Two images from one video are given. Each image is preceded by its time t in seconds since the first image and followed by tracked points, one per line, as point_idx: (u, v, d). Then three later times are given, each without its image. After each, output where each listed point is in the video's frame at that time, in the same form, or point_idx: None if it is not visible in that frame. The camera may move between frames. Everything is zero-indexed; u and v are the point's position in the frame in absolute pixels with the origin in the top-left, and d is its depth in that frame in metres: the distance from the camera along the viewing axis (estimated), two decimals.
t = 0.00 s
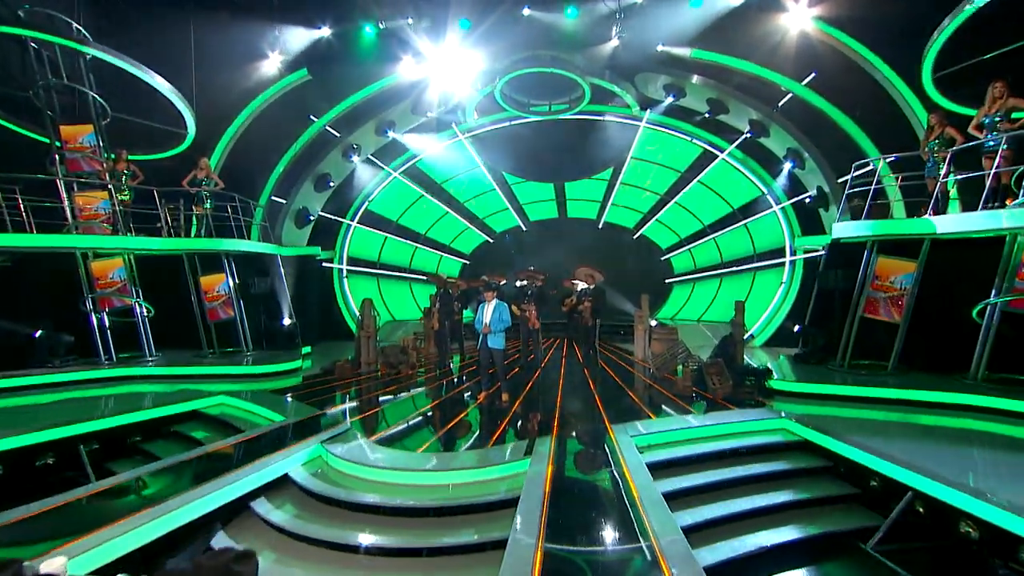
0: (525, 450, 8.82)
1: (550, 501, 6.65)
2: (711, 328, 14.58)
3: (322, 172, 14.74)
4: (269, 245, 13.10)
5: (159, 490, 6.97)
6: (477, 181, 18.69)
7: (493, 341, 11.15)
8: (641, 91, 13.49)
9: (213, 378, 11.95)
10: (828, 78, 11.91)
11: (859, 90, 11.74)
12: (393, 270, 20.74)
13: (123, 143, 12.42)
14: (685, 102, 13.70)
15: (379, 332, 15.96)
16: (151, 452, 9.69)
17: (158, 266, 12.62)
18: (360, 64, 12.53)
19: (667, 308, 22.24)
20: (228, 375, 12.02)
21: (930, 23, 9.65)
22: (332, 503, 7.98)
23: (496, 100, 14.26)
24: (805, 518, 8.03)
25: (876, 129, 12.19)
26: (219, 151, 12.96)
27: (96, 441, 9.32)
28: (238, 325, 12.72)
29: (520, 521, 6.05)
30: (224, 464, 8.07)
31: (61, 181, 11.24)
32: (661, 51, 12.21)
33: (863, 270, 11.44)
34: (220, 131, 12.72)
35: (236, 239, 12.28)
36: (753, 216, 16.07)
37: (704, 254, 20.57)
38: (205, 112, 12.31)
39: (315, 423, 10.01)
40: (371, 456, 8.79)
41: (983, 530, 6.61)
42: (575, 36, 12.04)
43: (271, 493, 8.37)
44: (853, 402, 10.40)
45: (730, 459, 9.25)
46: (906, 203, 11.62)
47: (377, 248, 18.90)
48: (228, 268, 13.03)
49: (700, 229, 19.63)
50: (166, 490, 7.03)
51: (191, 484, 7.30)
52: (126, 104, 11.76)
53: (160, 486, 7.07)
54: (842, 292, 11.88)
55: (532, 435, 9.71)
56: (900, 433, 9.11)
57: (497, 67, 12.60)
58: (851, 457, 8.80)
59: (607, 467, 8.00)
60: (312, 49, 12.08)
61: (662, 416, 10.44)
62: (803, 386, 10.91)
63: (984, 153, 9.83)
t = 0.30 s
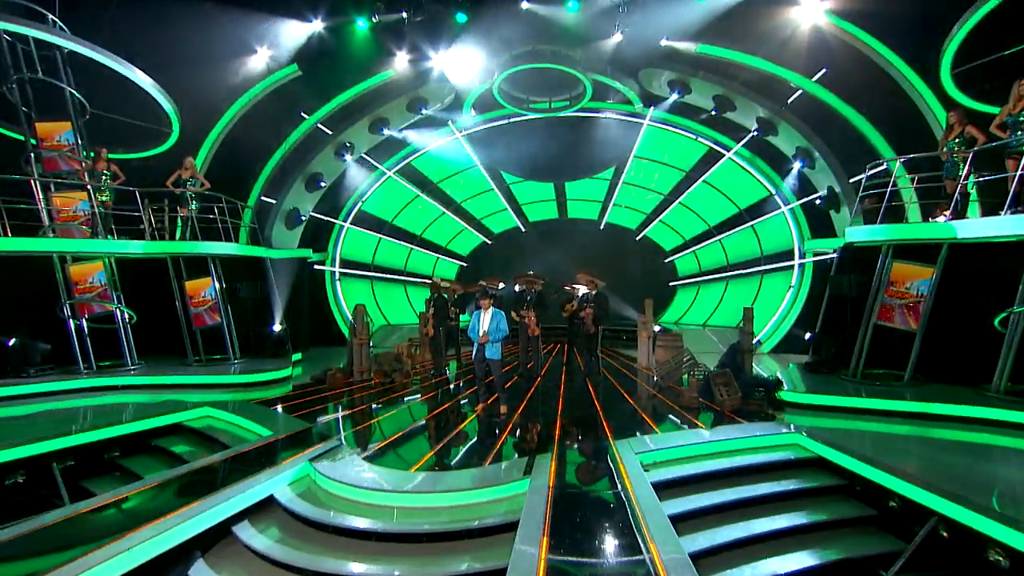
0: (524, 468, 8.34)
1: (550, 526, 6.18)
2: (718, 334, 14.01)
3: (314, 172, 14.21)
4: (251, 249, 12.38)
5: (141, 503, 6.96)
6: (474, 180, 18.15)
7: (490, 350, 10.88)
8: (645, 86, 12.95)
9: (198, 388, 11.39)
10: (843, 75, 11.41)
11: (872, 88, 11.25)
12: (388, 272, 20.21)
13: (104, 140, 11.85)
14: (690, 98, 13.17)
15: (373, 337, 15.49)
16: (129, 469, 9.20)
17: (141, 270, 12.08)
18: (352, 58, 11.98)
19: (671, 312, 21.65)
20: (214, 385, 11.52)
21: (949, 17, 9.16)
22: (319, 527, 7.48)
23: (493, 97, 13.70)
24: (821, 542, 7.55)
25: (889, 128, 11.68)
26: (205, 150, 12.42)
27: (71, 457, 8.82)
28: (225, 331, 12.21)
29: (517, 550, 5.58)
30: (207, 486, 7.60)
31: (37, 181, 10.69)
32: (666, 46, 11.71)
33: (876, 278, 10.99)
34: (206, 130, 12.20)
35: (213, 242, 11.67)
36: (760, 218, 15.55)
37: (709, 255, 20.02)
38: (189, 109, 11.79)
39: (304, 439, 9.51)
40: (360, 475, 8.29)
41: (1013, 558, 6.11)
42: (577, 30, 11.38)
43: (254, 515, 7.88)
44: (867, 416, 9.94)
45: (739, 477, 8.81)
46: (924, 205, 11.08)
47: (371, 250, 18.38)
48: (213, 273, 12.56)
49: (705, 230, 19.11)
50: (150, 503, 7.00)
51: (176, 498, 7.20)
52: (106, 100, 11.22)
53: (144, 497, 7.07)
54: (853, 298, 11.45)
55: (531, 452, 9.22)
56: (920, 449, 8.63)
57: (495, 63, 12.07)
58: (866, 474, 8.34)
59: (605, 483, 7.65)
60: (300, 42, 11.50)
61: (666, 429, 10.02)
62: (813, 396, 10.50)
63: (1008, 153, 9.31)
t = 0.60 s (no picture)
0: (523, 488, 7.83)
1: (550, 558, 5.69)
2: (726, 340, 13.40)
3: (303, 169, 13.67)
4: (235, 250, 11.71)
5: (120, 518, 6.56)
6: (470, 178, 17.51)
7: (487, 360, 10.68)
8: (648, 81, 12.41)
9: (181, 397, 10.94)
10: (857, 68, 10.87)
11: (888, 82, 10.73)
12: (382, 273, 19.59)
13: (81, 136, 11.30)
14: (695, 93, 12.60)
15: (366, 341, 14.94)
16: (103, 485, 8.68)
17: (120, 273, 11.51)
18: (342, 48, 11.42)
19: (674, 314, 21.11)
20: (197, 394, 11.03)
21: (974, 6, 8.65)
22: (304, 553, 6.96)
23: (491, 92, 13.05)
24: (839, 566, 7.06)
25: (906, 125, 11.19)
26: (188, 147, 11.87)
27: (40, 473, 8.33)
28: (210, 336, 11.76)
29: None
30: (184, 508, 7.08)
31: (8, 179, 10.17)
32: (669, 37, 11.09)
33: (893, 282, 10.49)
34: (189, 126, 11.65)
35: (196, 243, 11.14)
36: (768, 217, 15.01)
37: (715, 255, 19.53)
38: (171, 103, 11.24)
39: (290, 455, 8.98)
40: (350, 494, 7.80)
41: None
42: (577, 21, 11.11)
43: (234, 539, 7.35)
44: (884, 428, 9.54)
45: (750, 495, 8.35)
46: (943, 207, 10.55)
47: (364, 251, 17.80)
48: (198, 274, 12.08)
49: (712, 230, 18.61)
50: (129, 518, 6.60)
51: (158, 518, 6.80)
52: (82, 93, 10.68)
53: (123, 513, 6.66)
54: (868, 301, 11.01)
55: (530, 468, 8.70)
56: (943, 466, 8.14)
57: (494, 55, 11.47)
58: (887, 494, 7.88)
59: (609, 500, 7.30)
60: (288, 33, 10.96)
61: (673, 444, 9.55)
62: (824, 406, 10.12)
63: None
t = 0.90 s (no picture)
0: (523, 506, 7.28)
1: None
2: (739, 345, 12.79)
3: (291, 163, 13.05)
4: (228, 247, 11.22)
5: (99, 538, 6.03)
6: (467, 172, 16.79)
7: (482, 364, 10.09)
8: (654, 70, 11.70)
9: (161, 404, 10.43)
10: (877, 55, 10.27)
11: (910, 72, 10.11)
12: (376, 271, 18.99)
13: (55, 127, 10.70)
14: (704, 82, 11.91)
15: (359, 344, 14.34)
16: (76, 499, 8.16)
17: (97, 273, 10.93)
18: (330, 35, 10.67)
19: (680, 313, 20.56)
20: (179, 400, 10.53)
21: None
22: None
23: (489, 81, 12.39)
24: None
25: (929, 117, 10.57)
26: (170, 138, 11.23)
27: (7, 487, 7.85)
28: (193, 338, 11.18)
29: None
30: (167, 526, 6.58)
31: None
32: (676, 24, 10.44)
33: (915, 282, 9.96)
34: (170, 117, 11.03)
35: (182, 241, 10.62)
36: (779, 212, 14.41)
37: (722, 252, 18.97)
38: (150, 93, 10.61)
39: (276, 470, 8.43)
40: (340, 512, 7.26)
41: None
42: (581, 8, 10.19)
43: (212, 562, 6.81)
44: (906, 437, 9.13)
45: (763, 511, 7.90)
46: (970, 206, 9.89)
47: (356, 247, 17.13)
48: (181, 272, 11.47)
49: (719, 226, 18.02)
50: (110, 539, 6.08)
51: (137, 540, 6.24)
52: (54, 82, 10.07)
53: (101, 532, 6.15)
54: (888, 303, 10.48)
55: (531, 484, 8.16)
56: (973, 483, 7.60)
57: (492, 43, 10.75)
58: (912, 512, 7.37)
59: (614, 508, 7.06)
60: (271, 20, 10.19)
61: (683, 458, 9.01)
62: (847, 416, 9.62)
63: None
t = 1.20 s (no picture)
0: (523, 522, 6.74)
1: None
2: (748, 344, 12.43)
3: (279, 151, 12.05)
4: (212, 241, 10.58)
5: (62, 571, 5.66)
6: (462, 164, 15.91)
7: (479, 365, 9.50)
8: (661, 53, 10.94)
9: (139, 406, 9.93)
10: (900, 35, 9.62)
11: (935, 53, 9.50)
12: (371, 265, 18.37)
13: (23, 113, 10.06)
14: (712, 67, 11.13)
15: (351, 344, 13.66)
16: (42, 512, 7.60)
17: (72, 267, 10.53)
18: (315, 14, 9.88)
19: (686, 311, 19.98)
20: (158, 402, 10.05)
21: None
22: None
23: (486, 65, 11.65)
24: None
25: (955, 102, 9.94)
26: (148, 123, 10.64)
27: None
28: (174, 337, 10.61)
29: None
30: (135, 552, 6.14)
31: None
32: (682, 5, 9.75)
33: (939, 279, 9.41)
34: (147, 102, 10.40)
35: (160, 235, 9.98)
36: (791, 204, 13.80)
37: (731, 247, 18.37)
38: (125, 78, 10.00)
39: (261, 482, 7.91)
40: (330, 529, 6.69)
41: None
42: None
43: None
44: (932, 444, 8.66)
45: (780, 527, 7.37)
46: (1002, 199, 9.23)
47: (348, 239, 16.30)
48: (161, 267, 10.85)
49: (728, 218, 17.36)
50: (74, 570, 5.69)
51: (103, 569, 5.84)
52: (19, 64, 9.43)
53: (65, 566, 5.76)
54: (909, 303, 9.98)
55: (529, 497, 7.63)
56: (1008, 498, 7.07)
57: (490, 24, 9.97)
58: (943, 529, 6.82)
59: (616, 515, 7.05)
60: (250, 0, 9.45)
61: (693, 468, 8.47)
62: (868, 422, 9.14)
63: None
